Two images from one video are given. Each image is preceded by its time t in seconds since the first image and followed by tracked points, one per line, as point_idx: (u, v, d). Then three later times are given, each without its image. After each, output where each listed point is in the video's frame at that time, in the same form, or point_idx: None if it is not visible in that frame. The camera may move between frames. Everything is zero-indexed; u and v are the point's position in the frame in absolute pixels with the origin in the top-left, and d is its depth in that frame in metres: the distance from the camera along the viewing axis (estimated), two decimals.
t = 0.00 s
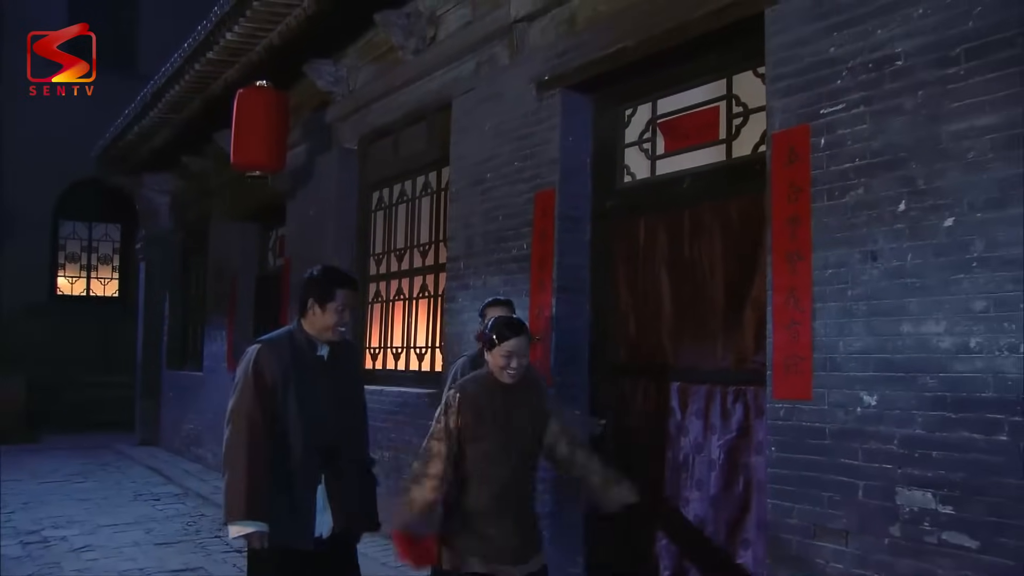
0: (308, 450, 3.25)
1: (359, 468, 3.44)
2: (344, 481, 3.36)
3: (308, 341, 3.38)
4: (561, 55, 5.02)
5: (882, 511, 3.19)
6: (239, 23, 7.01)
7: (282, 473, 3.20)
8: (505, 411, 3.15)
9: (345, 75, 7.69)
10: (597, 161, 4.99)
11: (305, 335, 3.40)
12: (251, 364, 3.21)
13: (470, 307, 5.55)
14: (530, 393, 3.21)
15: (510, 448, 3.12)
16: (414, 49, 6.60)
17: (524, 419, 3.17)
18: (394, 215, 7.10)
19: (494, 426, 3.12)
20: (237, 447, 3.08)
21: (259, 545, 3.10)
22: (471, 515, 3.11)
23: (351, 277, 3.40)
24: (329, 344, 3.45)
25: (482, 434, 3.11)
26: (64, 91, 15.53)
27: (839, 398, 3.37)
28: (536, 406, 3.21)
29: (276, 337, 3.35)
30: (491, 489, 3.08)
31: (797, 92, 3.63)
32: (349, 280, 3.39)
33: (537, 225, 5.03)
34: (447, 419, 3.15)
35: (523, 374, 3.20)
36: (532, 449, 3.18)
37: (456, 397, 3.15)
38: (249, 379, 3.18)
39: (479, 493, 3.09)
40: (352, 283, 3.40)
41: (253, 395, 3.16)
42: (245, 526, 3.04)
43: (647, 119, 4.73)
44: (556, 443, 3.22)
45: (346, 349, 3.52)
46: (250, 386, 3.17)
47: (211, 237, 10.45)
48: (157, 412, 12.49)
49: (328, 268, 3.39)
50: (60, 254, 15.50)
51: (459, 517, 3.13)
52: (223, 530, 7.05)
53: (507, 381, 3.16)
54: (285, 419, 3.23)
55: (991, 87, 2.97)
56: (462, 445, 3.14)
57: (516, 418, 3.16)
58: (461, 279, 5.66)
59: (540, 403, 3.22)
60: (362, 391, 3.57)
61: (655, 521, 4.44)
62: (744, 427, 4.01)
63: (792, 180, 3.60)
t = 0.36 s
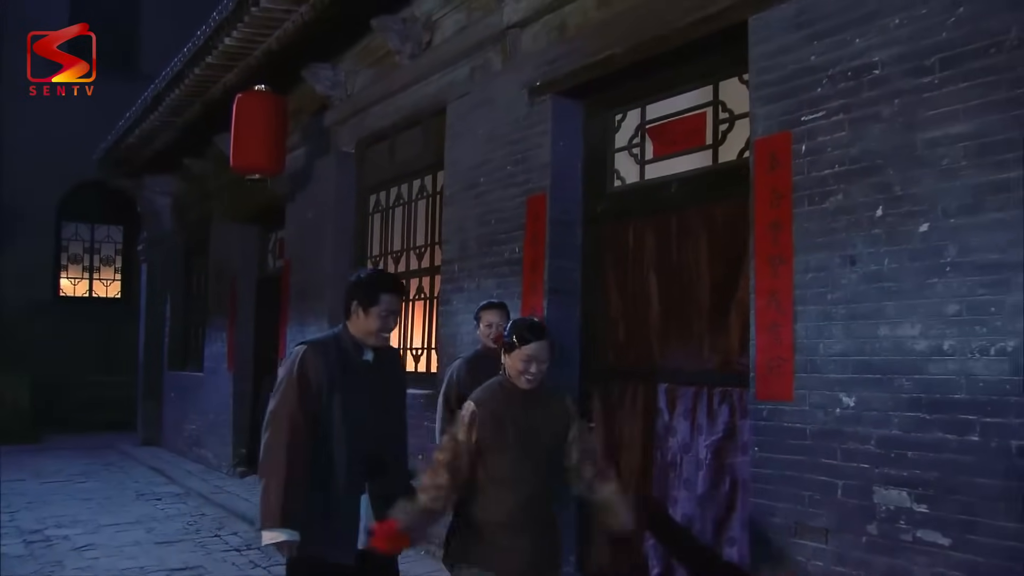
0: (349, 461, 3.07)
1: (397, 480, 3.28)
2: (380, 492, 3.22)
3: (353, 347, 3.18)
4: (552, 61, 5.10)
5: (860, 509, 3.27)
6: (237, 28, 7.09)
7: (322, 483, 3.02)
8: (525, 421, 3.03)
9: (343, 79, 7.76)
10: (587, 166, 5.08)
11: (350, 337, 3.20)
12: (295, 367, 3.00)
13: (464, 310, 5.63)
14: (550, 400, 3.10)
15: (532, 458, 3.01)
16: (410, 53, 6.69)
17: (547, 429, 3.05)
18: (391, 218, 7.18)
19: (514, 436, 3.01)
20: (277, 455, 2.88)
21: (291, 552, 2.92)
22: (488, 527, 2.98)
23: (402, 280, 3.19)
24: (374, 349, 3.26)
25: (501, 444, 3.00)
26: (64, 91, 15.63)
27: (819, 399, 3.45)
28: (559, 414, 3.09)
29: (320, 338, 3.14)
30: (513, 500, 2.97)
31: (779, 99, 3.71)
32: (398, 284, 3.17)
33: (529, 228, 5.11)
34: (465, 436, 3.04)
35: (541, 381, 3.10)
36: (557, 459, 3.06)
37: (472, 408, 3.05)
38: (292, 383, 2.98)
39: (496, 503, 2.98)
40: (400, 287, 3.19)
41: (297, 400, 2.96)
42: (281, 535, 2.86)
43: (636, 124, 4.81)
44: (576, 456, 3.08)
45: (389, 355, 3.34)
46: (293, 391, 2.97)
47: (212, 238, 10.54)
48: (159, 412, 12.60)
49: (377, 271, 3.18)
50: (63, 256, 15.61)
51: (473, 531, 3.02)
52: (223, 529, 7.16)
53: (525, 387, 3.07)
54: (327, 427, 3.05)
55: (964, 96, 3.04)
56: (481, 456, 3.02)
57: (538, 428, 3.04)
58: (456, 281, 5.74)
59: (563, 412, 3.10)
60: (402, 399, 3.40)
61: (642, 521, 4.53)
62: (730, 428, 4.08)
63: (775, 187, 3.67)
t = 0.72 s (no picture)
0: (367, 464, 3.04)
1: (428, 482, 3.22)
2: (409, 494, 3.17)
3: (371, 347, 3.20)
4: (541, 67, 5.18)
5: (834, 509, 3.35)
6: (231, 32, 7.17)
7: (339, 484, 3.02)
8: (546, 420, 2.83)
9: (337, 82, 7.85)
10: (574, 171, 5.15)
11: (368, 338, 3.22)
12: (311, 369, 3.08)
13: (454, 312, 5.71)
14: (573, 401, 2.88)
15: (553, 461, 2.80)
16: (402, 58, 6.76)
17: (570, 433, 2.84)
18: (384, 220, 7.26)
19: (533, 437, 2.81)
20: (287, 456, 2.94)
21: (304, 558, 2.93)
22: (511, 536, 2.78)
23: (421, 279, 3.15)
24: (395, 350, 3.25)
25: (520, 445, 2.81)
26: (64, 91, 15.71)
27: (795, 401, 3.53)
28: (582, 416, 2.87)
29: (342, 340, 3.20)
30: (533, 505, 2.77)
31: (758, 107, 3.78)
32: (416, 284, 3.12)
33: (517, 232, 5.18)
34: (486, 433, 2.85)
35: (563, 379, 2.88)
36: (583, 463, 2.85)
37: (490, 407, 2.87)
38: (306, 386, 3.05)
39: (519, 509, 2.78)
40: (418, 288, 3.12)
41: (309, 401, 3.02)
42: (289, 541, 2.88)
43: (622, 130, 4.88)
44: (604, 462, 2.86)
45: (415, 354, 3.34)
46: (306, 393, 3.03)
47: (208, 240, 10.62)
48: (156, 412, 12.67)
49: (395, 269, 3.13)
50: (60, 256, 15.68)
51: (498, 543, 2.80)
52: (217, 528, 7.23)
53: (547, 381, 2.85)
54: (343, 427, 3.07)
55: (932, 106, 3.13)
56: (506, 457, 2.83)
57: (561, 429, 2.83)
58: (446, 284, 5.82)
59: (586, 415, 2.88)
60: (436, 401, 3.36)
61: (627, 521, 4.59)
62: (712, 429, 4.13)
63: (753, 193, 3.75)
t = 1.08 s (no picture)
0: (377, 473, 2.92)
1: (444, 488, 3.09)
2: (425, 503, 3.05)
3: (377, 352, 3.08)
4: (529, 74, 5.25)
5: (811, 509, 3.43)
6: (226, 37, 7.24)
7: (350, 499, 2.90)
8: (565, 433, 2.65)
9: (332, 87, 7.85)
10: (562, 176, 5.24)
11: (374, 344, 3.10)
12: (314, 379, 2.96)
13: (445, 314, 5.78)
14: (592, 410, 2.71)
15: (578, 475, 2.63)
16: (395, 63, 6.82)
17: (591, 444, 2.66)
18: (377, 222, 7.33)
19: (551, 456, 2.64)
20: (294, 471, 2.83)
21: None
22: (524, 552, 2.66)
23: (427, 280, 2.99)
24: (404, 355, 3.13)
25: (540, 463, 2.64)
26: (64, 91, 15.81)
27: (773, 403, 3.60)
28: (604, 423, 2.70)
29: (347, 345, 3.07)
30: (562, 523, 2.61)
31: (738, 115, 3.86)
32: (422, 285, 2.96)
33: (506, 235, 5.26)
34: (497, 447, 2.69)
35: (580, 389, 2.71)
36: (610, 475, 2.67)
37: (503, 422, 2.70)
38: (310, 395, 2.93)
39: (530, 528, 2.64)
40: (425, 288, 2.97)
41: (313, 412, 2.91)
42: (301, 563, 2.78)
43: (608, 136, 4.96)
44: (632, 477, 2.67)
45: (426, 356, 3.20)
46: (310, 403, 2.91)
47: (204, 242, 10.69)
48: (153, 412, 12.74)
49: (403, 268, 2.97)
50: (58, 257, 15.76)
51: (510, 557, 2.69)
52: (212, 528, 7.31)
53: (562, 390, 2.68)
54: (351, 438, 2.95)
55: (904, 116, 3.22)
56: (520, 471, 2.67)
57: (582, 442, 2.65)
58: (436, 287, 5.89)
59: (607, 423, 2.70)
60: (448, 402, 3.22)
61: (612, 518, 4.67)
62: (694, 432, 4.21)
63: (734, 200, 3.82)
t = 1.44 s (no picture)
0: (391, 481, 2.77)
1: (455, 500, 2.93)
2: (437, 516, 2.89)
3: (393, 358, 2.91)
4: (517, 82, 5.33)
5: (786, 510, 3.51)
6: (220, 43, 7.31)
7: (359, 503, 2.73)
8: (587, 454, 2.68)
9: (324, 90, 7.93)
10: (549, 182, 5.32)
11: (392, 349, 2.93)
12: (328, 379, 2.78)
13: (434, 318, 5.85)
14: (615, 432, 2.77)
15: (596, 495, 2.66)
16: (386, 68, 6.87)
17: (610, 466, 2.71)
18: (369, 226, 7.40)
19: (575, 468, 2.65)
20: (302, 471, 2.64)
21: None
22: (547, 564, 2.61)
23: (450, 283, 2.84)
24: (423, 364, 2.95)
25: (559, 480, 2.64)
26: (64, 91, 15.98)
27: (751, 407, 3.68)
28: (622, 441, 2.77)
29: (361, 349, 2.91)
30: (578, 541, 2.61)
31: (717, 124, 3.94)
32: (444, 290, 2.80)
33: (493, 240, 5.34)
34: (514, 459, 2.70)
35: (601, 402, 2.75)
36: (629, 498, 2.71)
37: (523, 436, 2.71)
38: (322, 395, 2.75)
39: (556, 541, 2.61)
40: (447, 293, 2.81)
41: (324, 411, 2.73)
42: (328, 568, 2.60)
43: (594, 143, 5.04)
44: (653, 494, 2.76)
45: (444, 362, 3.04)
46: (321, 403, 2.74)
47: (198, 245, 10.77)
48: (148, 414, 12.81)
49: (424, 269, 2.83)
50: (54, 259, 15.85)
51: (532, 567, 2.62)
52: (205, 529, 7.38)
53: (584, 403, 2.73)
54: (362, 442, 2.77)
55: (876, 127, 3.30)
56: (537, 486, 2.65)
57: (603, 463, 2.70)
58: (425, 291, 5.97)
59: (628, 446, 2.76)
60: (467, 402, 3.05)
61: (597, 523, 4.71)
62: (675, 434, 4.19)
63: (713, 206, 3.91)
